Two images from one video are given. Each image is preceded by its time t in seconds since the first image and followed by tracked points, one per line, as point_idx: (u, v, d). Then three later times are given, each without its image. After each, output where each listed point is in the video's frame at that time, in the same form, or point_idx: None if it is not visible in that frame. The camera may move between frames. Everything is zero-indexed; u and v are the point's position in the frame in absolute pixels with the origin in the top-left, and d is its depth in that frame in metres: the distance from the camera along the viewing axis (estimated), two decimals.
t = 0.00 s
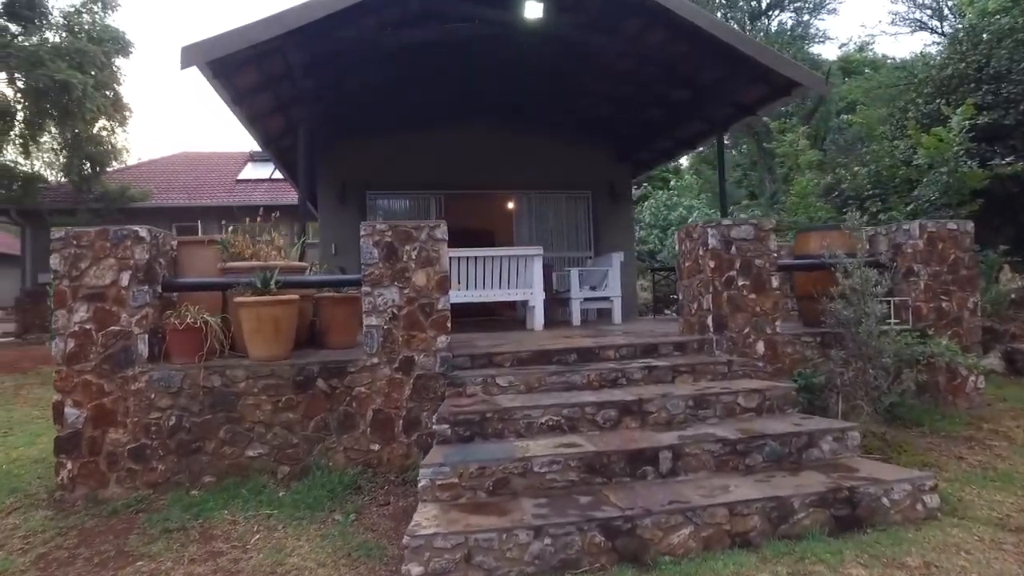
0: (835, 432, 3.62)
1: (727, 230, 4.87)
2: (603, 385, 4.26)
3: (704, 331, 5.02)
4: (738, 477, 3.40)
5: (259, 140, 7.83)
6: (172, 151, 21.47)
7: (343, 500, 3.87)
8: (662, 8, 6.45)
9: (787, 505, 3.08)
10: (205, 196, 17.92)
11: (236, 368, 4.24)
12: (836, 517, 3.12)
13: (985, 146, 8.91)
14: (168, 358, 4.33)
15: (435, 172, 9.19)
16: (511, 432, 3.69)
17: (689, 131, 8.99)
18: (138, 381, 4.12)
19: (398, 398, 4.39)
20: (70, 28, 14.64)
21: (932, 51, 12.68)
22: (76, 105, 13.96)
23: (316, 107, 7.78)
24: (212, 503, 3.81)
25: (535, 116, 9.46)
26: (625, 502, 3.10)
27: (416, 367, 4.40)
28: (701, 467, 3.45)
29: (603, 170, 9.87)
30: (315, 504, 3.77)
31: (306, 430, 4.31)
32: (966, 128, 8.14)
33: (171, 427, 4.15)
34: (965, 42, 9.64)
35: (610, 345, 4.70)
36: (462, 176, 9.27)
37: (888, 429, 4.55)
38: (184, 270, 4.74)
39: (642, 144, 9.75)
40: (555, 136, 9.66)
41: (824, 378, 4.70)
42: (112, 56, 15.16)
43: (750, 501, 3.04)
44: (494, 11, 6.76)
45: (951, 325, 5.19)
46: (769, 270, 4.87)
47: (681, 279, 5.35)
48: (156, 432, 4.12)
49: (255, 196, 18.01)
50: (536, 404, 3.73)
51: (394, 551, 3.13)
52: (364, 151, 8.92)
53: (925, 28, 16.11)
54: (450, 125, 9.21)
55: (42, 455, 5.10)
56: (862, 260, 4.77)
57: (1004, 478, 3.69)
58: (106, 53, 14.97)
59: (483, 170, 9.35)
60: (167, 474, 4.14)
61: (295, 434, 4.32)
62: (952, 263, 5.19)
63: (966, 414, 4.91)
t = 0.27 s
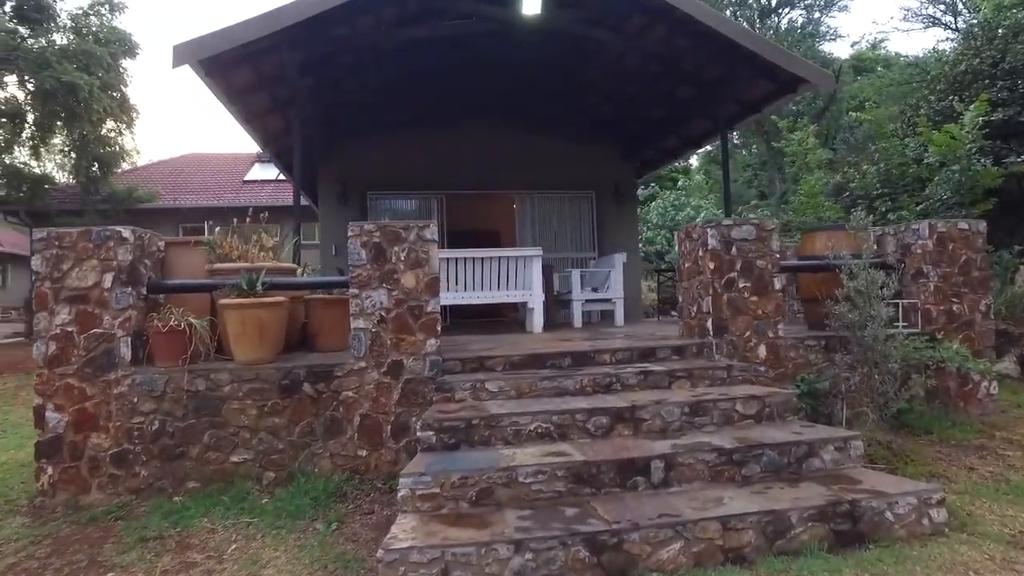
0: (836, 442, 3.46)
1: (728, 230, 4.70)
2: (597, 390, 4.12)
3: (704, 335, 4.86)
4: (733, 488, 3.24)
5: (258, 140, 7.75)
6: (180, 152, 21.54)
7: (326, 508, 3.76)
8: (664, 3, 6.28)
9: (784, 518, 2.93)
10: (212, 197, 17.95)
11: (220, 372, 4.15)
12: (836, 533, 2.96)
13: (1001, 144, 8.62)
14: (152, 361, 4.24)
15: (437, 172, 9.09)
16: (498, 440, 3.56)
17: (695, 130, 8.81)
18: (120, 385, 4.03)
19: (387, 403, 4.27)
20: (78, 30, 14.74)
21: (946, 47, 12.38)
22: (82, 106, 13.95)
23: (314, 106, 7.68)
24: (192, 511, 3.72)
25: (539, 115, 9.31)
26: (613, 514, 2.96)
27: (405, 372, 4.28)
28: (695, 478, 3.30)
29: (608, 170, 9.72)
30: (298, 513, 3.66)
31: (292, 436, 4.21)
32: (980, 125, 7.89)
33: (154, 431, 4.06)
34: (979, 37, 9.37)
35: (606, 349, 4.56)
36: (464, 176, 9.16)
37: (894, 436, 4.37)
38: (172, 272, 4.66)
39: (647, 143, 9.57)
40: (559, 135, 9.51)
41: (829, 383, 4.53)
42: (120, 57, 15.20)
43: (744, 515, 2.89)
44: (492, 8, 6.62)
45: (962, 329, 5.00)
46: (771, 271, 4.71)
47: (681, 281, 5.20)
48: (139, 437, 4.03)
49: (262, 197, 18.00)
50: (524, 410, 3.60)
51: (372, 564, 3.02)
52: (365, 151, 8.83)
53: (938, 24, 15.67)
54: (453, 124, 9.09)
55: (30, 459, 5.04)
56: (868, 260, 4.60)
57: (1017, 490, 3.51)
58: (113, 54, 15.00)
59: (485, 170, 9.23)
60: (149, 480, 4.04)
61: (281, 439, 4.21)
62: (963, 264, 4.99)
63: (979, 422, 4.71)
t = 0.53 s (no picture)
0: (843, 451, 3.27)
1: (731, 229, 4.51)
2: (593, 395, 3.96)
3: (706, 338, 4.69)
4: (731, 501, 3.07)
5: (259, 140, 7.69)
6: (191, 153, 21.66)
7: (309, 516, 3.64)
8: None
9: (783, 534, 2.76)
10: (221, 198, 18.01)
11: (205, 375, 4.04)
12: (842, 550, 2.78)
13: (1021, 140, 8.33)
14: (136, 364, 4.13)
15: (440, 172, 8.98)
16: (486, 447, 3.42)
17: (703, 127, 8.61)
18: (103, 388, 3.93)
19: (376, 407, 4.14)
20: (88, 32, 14.83)
21: (964, 41, 12.05)
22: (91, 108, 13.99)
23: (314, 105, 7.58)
24: (172, 518, 3.61)
25: (544, 113, 9.15)
26: (602, 528, 2.80)
27: (394, 375, 4.15)
28: (691, 489, 3.13)
29: (615, 169, 9.55)
30: (279, 521, 3.54)
31: (278, 441, 4.10)
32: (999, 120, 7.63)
33: (137, 435, 3.96)
34: (999, 29, 9.08)
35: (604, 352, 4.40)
36: (468, 175, 9.06)
37: (904, 445, 4.18)
38: (161, 273, 4.57)
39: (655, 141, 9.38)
40: (565, 133, 9.35)
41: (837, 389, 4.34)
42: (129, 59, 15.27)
43: (740, 530, 2.72)
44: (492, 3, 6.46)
45: (979, 331, 4.79)
46: (776, 272, 4.53)
47: (684, 282, 5.03)
48: (122, 442, 3.93)
49: (270, 197, 18.02)
50: (513, 417, 3.45)
51: None
52: (368, 150, 8.76)
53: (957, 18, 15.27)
54: (456, 123, 8.97)
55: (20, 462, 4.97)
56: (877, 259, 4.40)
57: None
58: (122, 56, 15.08)
59: (490, 169, 9.12)
60: (132, 486, 3.94)
61: (266, 444, 4.10)
62: (979, 264, 4.78)
63: (998, 430, 4.48)
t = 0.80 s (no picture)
0: (849, 462, 3.09)
1: (734, 227, 4.33)
2: (588, 400, 3.80)
3: (708, 341, 4.51)
4: (729, 515, 2.90)
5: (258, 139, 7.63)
6: (200, 154, 21.74)
7: (292, 525, 3.51)
8: None
9: (783, 552, 2.59)
10: (230, 198, 18.03)
11: (188, 378, 3.93)
12: (847, 570, 2.60)
13: None
14: (119, 367, 4.03)
15: (443, 171, 8.88)
16: (473, 455, 3.27)
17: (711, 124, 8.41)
18: (84, 392, 3.83)
19: (364, 412, 4.02)
20: (97, 34, 14.87)
21: (983, 36, 11.75)
22: (98, 109, 13.98)
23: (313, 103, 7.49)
24: (150, 526, 3.49)
25: (548, 111, 9.00)
26: (590, 543, 2.65)
27: (383, 379, 4.02)
28: (687, 501, 2.97)
29: (621, 167, 9.37)
30: (259, 530, 3.41)
31: (263, 446, 3.98)
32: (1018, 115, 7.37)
33: (120, 440, 3.85)
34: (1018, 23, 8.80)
35: (601, 355, 4.25)
36: (472, 174, 8.94)
37: (915, 454, 3.98)
38: (147, 273, 4.48)
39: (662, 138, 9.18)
40: (570, 131, 9.19)
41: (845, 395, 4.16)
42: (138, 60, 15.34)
43: (737, 547, 2.55)
44: None
45: (997, 335, 4.57)
46: (781, 272, 4.34)
47: (686, 283, 4.85)
48: (103, 446, 3.83)
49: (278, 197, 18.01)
50: (502, 424, 3.30)
51: None
52: (370, 149, 8.68)
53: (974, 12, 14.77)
54: (459, 121, 8.85)
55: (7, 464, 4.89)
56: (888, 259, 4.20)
57: None
58: (130, 57, 15.11)
59: (493, 167, 9.00)
60: (113, 492, 3.83)
61: (252, 449, 3.98)
62: (997, 264, 4.56)
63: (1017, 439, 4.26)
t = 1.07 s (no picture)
0: (856, 475, 2.90)
1: (737, 226, 4.14)
2: (582, 407, 3.64)
3: (710, 345, 4.33)
4: (726, 532, 2.72)
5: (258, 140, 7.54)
6: (208, 155, 21.79)
7: (271, 536, 3.38)
8: None
9: (783, 574, 2.41)
10: (236, 198, 18.03)
11: (170, 382, 3.80)
12: None
13: None
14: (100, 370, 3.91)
15: (445, 171, 8.75)
16: (458, 465, 3.12)
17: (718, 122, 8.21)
18: (63, 396, 3.71)
19: (351, 418, 3.88)
20: (103, 35, 14.83)
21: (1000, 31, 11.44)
22: (103, 109, 13.89)
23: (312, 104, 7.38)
24: (126, 536, 3.37)
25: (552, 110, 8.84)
26: (576, 562, 2.48)
27: (370, 384, 3.88)
28: (682, 517, 2.80)
29: (627, 167, 9.20)
30: (237, 541, 3.28)
31: (247, 453, 3.85)
32: None
33: (99, 446, 3.74)
34: None
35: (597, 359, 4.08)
36: (474, 174, 8.81)
37: (928, 464, 3.79)
38: (133, 273, 4.39)
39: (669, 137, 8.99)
40: (575, 130, 9.03)
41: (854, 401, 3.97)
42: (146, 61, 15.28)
43: (733, 569, 2.38)
44: None
45: (1015, 340, 4.35)
46: (787, 273, 4.14)
47: (688, 284, 4.67)
48: (82, 452, 3.71)
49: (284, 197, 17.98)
50: (489, 433, 3.15)
51: None
52: (371, 149, 8.57)
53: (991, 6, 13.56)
54: (461, 120, 8.72)
55: None
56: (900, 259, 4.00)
57: None
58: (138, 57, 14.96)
59: (496, 167, 8.86)
60: (92, 499, 3.72)
61: (235, 456, 3.85)
62: (1016, 265, 4.33)
63: None
